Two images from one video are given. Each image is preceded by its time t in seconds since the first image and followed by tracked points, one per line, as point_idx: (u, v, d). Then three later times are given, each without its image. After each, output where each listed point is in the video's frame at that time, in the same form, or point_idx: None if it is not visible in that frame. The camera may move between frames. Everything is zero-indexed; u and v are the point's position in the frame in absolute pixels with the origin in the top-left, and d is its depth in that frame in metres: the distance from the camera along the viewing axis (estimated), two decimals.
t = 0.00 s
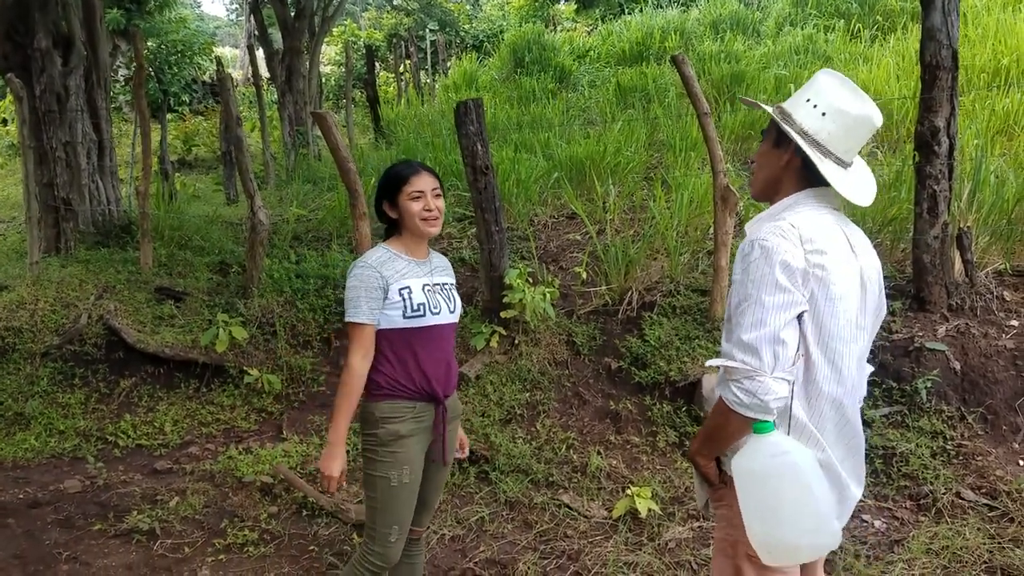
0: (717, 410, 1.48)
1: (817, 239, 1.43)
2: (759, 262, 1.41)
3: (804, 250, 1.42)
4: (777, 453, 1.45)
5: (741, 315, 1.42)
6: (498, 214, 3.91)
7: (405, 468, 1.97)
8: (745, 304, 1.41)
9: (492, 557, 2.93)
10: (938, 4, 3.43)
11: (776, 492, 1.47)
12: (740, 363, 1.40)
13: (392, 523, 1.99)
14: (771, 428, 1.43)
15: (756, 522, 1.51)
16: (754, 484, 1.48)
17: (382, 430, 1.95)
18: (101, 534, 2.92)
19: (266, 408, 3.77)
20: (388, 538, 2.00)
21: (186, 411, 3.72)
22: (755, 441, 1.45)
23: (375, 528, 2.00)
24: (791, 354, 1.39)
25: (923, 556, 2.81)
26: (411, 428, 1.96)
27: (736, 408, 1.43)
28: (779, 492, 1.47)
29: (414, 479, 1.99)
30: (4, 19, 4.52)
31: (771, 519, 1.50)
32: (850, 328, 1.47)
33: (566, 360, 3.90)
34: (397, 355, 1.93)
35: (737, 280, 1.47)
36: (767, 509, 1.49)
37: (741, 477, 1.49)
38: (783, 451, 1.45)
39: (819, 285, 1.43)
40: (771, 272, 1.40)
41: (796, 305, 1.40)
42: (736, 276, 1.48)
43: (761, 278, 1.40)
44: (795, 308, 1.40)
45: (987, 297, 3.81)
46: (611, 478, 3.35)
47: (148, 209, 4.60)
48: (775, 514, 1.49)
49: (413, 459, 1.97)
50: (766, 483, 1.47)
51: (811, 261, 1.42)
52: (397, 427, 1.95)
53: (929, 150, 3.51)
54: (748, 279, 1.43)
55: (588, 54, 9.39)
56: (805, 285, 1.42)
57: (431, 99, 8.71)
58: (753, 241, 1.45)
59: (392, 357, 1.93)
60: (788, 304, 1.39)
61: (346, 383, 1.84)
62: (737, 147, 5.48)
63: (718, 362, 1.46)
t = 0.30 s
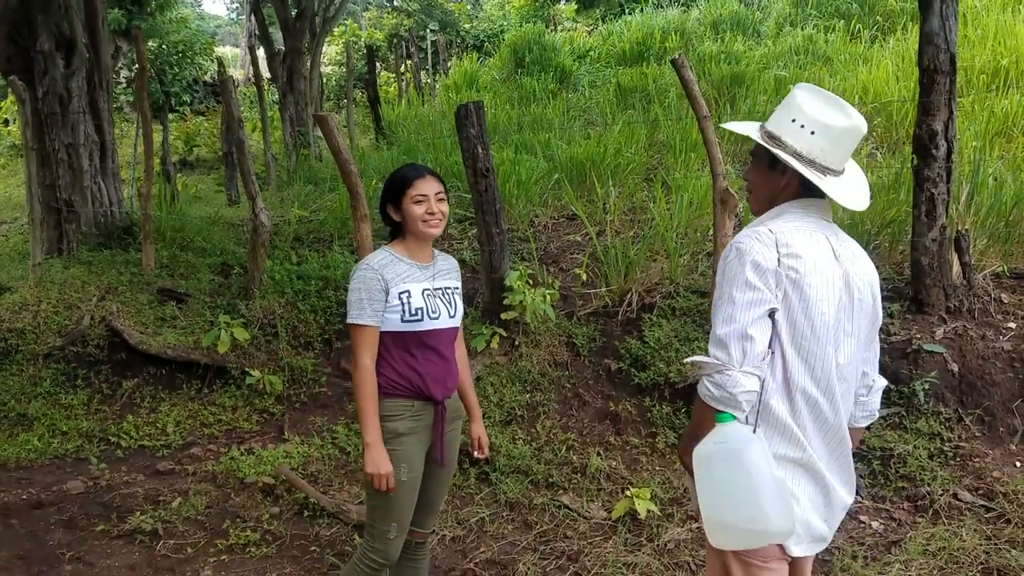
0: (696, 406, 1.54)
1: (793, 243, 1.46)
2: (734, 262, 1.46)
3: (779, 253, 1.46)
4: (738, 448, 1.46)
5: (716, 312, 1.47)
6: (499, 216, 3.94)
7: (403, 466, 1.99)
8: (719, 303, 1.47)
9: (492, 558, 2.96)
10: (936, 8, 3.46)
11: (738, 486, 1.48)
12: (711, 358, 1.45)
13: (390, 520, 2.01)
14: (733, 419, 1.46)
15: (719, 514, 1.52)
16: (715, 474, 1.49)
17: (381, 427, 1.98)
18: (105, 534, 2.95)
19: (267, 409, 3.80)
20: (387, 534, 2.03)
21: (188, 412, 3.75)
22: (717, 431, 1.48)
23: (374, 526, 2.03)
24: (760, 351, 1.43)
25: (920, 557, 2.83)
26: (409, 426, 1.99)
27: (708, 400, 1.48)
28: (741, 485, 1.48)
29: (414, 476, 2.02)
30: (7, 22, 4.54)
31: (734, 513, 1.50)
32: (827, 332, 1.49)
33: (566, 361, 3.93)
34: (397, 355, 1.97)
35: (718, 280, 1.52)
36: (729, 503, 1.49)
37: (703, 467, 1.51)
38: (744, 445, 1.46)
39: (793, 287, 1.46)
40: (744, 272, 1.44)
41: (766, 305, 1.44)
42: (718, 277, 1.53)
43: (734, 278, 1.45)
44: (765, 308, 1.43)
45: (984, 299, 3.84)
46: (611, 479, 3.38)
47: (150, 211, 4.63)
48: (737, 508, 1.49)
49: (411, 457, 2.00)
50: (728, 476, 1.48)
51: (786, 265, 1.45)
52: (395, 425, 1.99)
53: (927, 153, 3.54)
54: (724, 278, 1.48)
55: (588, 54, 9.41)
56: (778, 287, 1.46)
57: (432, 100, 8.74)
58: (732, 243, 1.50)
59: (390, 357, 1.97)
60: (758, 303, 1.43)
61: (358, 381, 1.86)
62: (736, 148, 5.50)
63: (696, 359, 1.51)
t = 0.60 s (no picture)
0: (714, 389, 1.57)
1: (808, 240, 1.48)
2: (751, 254, 1.49)
3: (795, 249, 1.48)
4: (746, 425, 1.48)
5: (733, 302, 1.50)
6: (499, 216, 3.94)
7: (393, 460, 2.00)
8: (736, 294, 1.50)
9: (493, 557, 2.96)
10: (936, 8, 3.46)
11: (747, 462, 1.49)
12: (727, 343, 1.48)
13: (382, 516, 2.02)
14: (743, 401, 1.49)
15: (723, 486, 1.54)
16: (725, 446, 1.51)
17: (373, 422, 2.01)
18: (106, 533, 2.95)
19: (268, 409, 3.80)
20: (381, 531, 2.04)
21: (189, 412, 3.75)
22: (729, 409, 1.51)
23: (370, 522, 2.04)
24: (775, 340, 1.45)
25: (920, 556, 2.84)
26: (401, 422, 2.00)
27: (724, 384, 1.51)
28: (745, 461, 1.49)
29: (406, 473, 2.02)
30: (8, 22, 4.55)
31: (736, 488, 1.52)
32: (840, 326, 1.50)
33: (567, 361, 3.93)
34: (392, 354, 1.98)
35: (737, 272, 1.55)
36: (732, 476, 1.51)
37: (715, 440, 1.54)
38: (756, 424, 1.48)
39: (807, 282, 1.48)
40: (760, 264, 1.47)
41: (781, 297, 1.46)
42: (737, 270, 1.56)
43: (751, 269, 1.48)
44: (779, 300, 1.46)
45: (985, 299, 3.85)
46: (611, 478, 3.38)
47: (151, 211, 4.63)
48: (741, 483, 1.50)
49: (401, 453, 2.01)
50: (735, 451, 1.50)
51: (802, 260, 1.47)
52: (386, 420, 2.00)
53: (927, 153, 3.55)
54: (742, 270, 1.50)
55: (589, 54, 9.42)
56: (793, 280, 1.48)
57: (432, 99, 8.75)
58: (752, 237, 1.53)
59: (385, 355, 1.98)
60: (773, 294, 1.45)
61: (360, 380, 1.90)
62: (737, 148, 5.51)
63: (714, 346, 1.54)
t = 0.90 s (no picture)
0: (738, 365, 1.60)
1: (826, 223, 1.51)
2: (772, 236, 1.52)
3: (814, 231, 1.51)
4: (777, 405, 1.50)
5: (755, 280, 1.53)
6: (501, 216, 3.96)
7: (389, 461, 2.02)
8: (759, 273, 1.53)
9: (495, 557, 2.97)
10: (937, 10, 3.47)
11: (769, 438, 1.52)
12: (751, 319, 1.51)
13: (380, 516, 2.04)
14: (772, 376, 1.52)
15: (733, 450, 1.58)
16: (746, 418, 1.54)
17: (370, 421, 2.03)
18: (109, 533, 2.96)
19: (270, 409, 3.81)
20: (379, 531, 2.05)
21: (192, 411, 3.77)
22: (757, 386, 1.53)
23: (368, 521, 2.06)
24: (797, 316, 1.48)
25: (921, 556, 2.85)
26: (396, 422, 2.02)
27: (750, 358, 1.54)
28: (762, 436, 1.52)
29: (402, 473, 2.04)
30: (11, 23, 4.57)
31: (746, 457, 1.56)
32: (857, 308, 1.52)
33: (568, 361, 3.95)
34: (385, 353, 2.01)
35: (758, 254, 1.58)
36: (746, 448, 1.54)
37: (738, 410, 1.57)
38: (783, 400, 1.50)
39: (826, 264, 1.51)
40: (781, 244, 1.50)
41: (803, 276, 1.49)
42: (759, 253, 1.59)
43: (772, 250, 1.51)
44: (800, 279, 1.49)
45: (986, 299, 3.86)
46: (613, 478, 3.40)
47: (153, 211, 4.65)
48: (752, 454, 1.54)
49: (398, 453, 2.03)
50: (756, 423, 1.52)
51: (822, 242, 1.50)
52: (382, 420, 2.02)
53: (928, 154, 3.56)
54: (764, 251, 1.54)
55: (590, 55, 9.45)
56: (813, 262, 1.51)
57: (434, 100, 8.78)
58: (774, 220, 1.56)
59: (381, 355, 2.02)
60: (794, 273, 1.49)
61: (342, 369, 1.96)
62: (738, 149, 5.53)
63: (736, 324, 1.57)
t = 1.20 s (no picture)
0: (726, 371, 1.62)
1: (803, 228, 1.53)
2: (749, 244, 1.55)
3: (790, 238, 1.53)
4: (769, 410, 1.52)
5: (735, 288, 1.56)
6: (502, 217, 3.96)
7: (389, 461, 2.03)
8: (737, 283, 1.56)
9: (496, 558, 2.98)
10: (937, 11, 3.48)
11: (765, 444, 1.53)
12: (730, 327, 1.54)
13: (380, 516, 2.04)
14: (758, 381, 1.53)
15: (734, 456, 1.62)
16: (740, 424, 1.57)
17: (370, 422, 2.04)
18: (110, 534, 2.97)
19: (271, 410, 3.81)
20: (379, 531, 2.06)
21: (193, 412, 3.78)
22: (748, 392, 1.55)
23: (368, 521, 2.07)
24: (776, 321, 1.51)
25: (922, 558, 2.85)
26: (395, 423, 2.03)
27: (733, 366, 1.56)
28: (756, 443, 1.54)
29: (402, 473, 2.05)
30: (12, 24, 4.58)
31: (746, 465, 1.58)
32: (839, 308, 1.53)
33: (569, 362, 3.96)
34: (384, 353, 2.03)
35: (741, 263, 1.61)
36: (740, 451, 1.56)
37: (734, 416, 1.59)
38: (772, 404, 1.51)
39: (804, 268, 1.53)
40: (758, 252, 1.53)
41: (779, 282, 1.51)
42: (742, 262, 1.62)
43: (750, 259, 1.54)
44: (776, 284, 1.51)
45: (987, 300, 3.87)
46: (614, 479, 3.41)
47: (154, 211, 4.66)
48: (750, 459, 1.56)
49: (397, 454, 2.03)
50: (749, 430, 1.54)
51: (798, 246, 1.52)
52: (382, 421, 2.03)
53: (929, 155, 3.57)
54: (743, 260, 1.56)
55: (591, 55, 9.46)
56: (790, 267, 1.53)
57: (435, 101, 8.79)
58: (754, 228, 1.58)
59: (380, 354, 2.03)
60: (771, 280, 1.51)
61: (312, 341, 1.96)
62: (739, 149, 5.54)
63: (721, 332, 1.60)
